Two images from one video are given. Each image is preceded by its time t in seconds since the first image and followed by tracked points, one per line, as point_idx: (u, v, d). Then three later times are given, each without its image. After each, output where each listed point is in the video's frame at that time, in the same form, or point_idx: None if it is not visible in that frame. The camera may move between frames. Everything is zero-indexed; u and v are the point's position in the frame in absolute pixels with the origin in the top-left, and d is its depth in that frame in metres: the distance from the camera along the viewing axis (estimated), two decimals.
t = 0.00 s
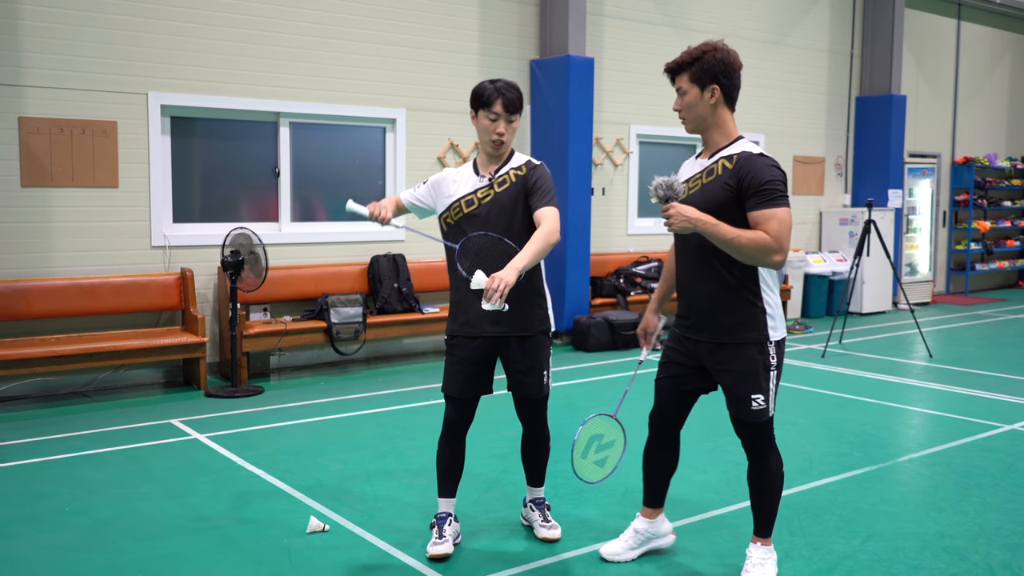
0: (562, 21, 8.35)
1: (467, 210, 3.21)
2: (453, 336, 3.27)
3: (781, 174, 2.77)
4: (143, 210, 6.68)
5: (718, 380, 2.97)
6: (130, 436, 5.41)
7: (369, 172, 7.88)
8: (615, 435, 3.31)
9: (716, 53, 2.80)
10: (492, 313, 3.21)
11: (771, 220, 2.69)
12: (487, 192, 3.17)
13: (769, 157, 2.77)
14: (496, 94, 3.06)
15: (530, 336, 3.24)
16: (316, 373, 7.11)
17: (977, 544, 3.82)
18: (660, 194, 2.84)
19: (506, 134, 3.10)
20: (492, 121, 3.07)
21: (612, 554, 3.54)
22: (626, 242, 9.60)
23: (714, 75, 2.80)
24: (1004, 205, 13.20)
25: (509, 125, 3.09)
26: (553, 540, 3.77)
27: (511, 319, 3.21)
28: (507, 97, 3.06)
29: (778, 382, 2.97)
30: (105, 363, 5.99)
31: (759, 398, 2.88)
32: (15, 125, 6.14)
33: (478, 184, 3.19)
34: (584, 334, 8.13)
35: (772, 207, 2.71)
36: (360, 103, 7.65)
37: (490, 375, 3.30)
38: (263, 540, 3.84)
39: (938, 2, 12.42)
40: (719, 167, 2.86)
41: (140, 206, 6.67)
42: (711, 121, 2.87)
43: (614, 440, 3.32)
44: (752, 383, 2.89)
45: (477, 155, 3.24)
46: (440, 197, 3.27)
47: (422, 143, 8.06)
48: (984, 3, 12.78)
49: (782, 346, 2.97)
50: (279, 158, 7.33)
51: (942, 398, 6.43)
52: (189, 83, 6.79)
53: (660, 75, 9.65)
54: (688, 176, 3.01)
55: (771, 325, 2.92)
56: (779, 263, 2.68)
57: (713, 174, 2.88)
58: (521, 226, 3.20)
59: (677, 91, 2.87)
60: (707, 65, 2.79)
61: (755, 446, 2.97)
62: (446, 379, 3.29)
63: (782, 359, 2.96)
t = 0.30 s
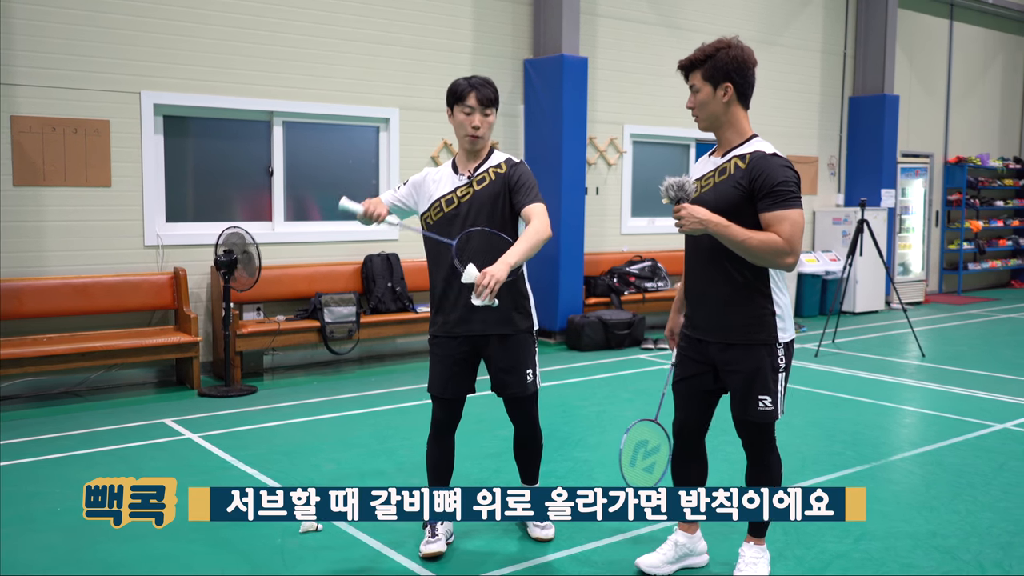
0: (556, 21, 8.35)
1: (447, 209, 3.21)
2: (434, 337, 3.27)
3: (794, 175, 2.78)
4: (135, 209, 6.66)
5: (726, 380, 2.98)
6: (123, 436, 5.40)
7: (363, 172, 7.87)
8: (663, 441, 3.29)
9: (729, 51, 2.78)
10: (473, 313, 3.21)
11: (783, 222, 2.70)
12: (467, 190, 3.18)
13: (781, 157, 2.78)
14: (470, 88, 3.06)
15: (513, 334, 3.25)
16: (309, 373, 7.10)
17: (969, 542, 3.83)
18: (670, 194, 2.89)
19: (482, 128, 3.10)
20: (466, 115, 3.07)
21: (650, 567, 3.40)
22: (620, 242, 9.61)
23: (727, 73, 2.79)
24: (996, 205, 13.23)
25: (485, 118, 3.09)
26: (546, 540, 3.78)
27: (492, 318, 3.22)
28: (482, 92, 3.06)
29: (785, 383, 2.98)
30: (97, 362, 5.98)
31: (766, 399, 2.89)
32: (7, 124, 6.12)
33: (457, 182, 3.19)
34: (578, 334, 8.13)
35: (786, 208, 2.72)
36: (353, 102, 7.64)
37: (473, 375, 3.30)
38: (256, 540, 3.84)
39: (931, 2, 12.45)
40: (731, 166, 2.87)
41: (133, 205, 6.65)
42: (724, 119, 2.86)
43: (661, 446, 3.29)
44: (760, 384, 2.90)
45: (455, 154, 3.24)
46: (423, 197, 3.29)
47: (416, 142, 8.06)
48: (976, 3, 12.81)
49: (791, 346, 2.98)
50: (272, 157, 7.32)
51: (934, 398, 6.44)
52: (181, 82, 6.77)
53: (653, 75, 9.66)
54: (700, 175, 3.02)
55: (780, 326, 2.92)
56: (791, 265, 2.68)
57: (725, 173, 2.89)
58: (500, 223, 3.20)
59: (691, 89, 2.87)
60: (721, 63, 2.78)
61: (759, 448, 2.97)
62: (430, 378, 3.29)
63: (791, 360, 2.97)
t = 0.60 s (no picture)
0: (551, 21, 8.35)
1: (444, 209, 3.21)
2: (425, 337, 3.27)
3: (788, 176, 2.79)
4: (130, 209, 6.65)
5: (714, 380, 2.99)
6: (117, 437, 5.39)
7: (358, 172, 7.87)
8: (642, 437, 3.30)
9: (726, 51, 2.79)
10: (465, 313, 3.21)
11: (776, 221, 2.72)
12: (463, 191, 3.18)
13: (775, 157, 2.79)
14: (459, 87, 3.07)
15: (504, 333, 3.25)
16: (304, 373, 7.10)
17: (962, 541, 3.84)
18: (666, 192, 2.97)
19: (471, 125, 3.10)
20: (457, 113, 3.09)
21: (643, 567, 3.39)
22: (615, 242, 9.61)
23: (723, 73, 2.79)
24: (989, 205, 13.27)
25: (475, 116, 3.10)
26: (541, 540, 3.79)
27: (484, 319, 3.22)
28: (472, 91, 3.07)
29: (772, 383, 2.99)
30: (92, 363, 5.97)
31: (753, 399, 2.90)
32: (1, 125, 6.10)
33: (453, 183, 3.19)
34: (572, 334, 8.14)
35: (779, 207, 2.73)
36: (348, 102, 7.64)
37: (465, 375, 3.31)
38: (251, 540, 3.84)
39: (924, 3, 12.49)
40: (725, 165, 2.87)
41: (127, 205, 6.64)
42: (718, 119, 2.87)
43: (639, 443, 3.30)
44: (746, 384, 2.91)
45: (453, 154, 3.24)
46: (419, 197, 3.27)
47: (411, 143, 8.06)
48: (969, 4, 12.86)
49: (779, 347, 2.99)
50: (266, 158, 7.31)
51: (928, 397, 6.46)
52: (175, 82, 6.76)
53: (648, 75, 9.67)
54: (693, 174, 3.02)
55: (767, 326, 2.93)
56: (783, 264, 2.70)
57: (719, 172, 2.89)
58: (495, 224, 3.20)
59: (686, 88, 2.87)
60: (717, 63, 2.78)
61: (747, 447, 2.98)
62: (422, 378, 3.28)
63: (778, 360, 2.98)
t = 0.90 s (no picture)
0: (546, 21, 8.35)
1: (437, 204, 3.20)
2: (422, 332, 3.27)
3: (779, 176, 2.80)
4: (124, 210, 6.64)
5: (704, 379, 2.99)
6: (111, 437, 5.39)
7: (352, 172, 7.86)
8: (606, 425, 3.30)
9: (719, 52, 2.80)
10: (462, 305, 3.22)
11: (767, 220, 2.73)
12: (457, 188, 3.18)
13: (767, 157, 2.80)
14: (454, 85, 3.10)
15: (499, 324, 3.26)
16: (298, 373, 7.10)
17: (955, 540, 3.86)
18: (657, 189, 2.93)
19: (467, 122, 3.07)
20: (451, 109, 3.07)
21: (637, 567, 3.40)
22: (610, 241, 9.62)
23: (717, 74, 2.80)
24: (983, 205, 13.31)
25: (470, 113, 3.07)
26: (536, 540, 3.79)
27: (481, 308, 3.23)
28: (468, 87, 3.10)
29: (761, 382, 3.00)
30: (86, 363, 5.96)
31: (743, 398, 2.91)
32: None
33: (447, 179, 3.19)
34: (567, 334, 8.14)
35: (769, 206, 2.74)
36: (342, 103, 7.63)
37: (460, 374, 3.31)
38: (245, 540, 3.84)
39: (918, 4, 12.51)
40: (716, 165, 2.87)
41: (121, 205, 6.63)
42: (710, 120, 2.87)
43: (602, 431, 3.30)
44: (736, 383, 2.92)
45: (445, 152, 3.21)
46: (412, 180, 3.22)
47: (405, 143, 8.05)
48: (963, 4, 12.89)
49: (768, 346, 2.99)
50: (261, 158, 7.30)
51: (922, 397, 6.48)
52: (169, 82, 6.74)
53: (642, 75, 9.67)
54: (683, 172, 3.02)
55: (757, 325, 2.94)
56: (773, 263, 2.71)
57: (710, 172, 2.89)
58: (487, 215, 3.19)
59: (679, 88, 2.87)
60: (711, 64, 2.79)
61: (738, 446, 2.98)
62: (417, 378, 3.29)
63: (767, 359, 2.99)
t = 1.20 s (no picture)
0: (540, 21, 8.35)
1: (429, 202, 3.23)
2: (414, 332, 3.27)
3: (773, 176, 2.81)
4: (118, 210, 6.63)
5: (697, 378, 3.00)
6: (105, 438, 5.37)
7: (347, 172, 7.86)
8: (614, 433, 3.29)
9: (713, 53, 2.80)
10: (454, 302, 3.22)
11: (761, 220, 2.73)
12: (450, 187, 3.20)
13: (760, 157, 2.81)
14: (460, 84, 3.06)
15: (491, 320, 3.26)
16: (293, 374, 7.09)
17: (949, 540, 3.86)
18: (653, 189, 2.91)
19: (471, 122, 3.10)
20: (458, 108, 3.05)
21: (631, 567, 3.40)
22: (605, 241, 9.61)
23: (710, 75, 2.80)
24: (977, 205, 13.35)
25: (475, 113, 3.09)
26: (531, 540, 3.79)
27: (473, 304, 3.23)
28: (472, 89, 3.09)
29: (754, 381, 3.01)
30: (80, 363, 5.95)
31: (736, 397, 2.92)
32: None
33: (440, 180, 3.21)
34: (562, 334, 8.14)
35: (764, 206, 2.74)
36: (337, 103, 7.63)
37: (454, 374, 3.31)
38: (239, 541, 3.83)
39: (912, 4, 12.54)
40: (710, 164, 2.87)
41: (115, 205, 6.62)
42: (704, 121, 2.87)
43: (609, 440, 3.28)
44: (729, 382, 2.92)
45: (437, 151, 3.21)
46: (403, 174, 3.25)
47: (400, 143, 8.05)
48: (957, 5, 12.92)
49: (760, 345, 3.00)
50: (255, 158, 7.30)
51: (916, 396, 6.49)
52: (164, 82, 6.73)
53: (637, 75, 9.68)
54: (676, 172, 3.02)
55: (749, 324, 2.94)
56: (769, 261, 2.70)
57: (703, 172, 2.89)
58: (476, 209, 3.21)
59: (672, 89, 2.87)
60: (704, 65, 2.79)
61: (730, 446, 2.99)
62: (410, 378, 3.28)
63: (759, 358, 3.00)
